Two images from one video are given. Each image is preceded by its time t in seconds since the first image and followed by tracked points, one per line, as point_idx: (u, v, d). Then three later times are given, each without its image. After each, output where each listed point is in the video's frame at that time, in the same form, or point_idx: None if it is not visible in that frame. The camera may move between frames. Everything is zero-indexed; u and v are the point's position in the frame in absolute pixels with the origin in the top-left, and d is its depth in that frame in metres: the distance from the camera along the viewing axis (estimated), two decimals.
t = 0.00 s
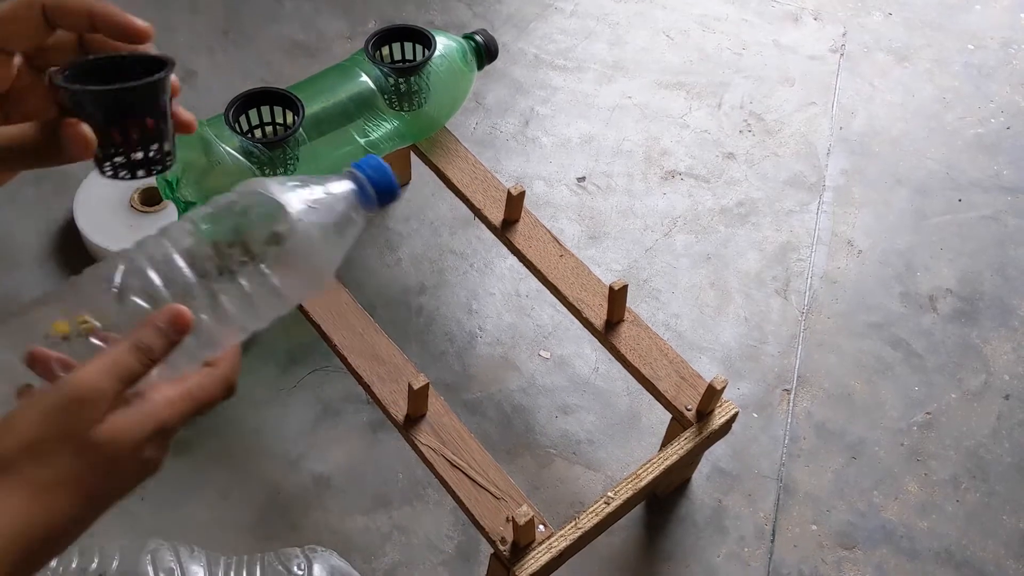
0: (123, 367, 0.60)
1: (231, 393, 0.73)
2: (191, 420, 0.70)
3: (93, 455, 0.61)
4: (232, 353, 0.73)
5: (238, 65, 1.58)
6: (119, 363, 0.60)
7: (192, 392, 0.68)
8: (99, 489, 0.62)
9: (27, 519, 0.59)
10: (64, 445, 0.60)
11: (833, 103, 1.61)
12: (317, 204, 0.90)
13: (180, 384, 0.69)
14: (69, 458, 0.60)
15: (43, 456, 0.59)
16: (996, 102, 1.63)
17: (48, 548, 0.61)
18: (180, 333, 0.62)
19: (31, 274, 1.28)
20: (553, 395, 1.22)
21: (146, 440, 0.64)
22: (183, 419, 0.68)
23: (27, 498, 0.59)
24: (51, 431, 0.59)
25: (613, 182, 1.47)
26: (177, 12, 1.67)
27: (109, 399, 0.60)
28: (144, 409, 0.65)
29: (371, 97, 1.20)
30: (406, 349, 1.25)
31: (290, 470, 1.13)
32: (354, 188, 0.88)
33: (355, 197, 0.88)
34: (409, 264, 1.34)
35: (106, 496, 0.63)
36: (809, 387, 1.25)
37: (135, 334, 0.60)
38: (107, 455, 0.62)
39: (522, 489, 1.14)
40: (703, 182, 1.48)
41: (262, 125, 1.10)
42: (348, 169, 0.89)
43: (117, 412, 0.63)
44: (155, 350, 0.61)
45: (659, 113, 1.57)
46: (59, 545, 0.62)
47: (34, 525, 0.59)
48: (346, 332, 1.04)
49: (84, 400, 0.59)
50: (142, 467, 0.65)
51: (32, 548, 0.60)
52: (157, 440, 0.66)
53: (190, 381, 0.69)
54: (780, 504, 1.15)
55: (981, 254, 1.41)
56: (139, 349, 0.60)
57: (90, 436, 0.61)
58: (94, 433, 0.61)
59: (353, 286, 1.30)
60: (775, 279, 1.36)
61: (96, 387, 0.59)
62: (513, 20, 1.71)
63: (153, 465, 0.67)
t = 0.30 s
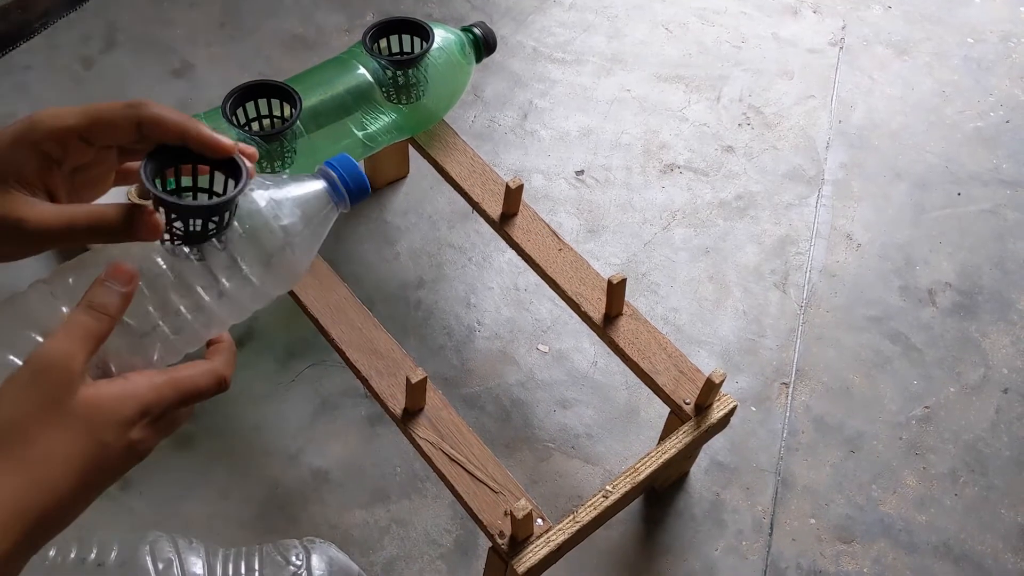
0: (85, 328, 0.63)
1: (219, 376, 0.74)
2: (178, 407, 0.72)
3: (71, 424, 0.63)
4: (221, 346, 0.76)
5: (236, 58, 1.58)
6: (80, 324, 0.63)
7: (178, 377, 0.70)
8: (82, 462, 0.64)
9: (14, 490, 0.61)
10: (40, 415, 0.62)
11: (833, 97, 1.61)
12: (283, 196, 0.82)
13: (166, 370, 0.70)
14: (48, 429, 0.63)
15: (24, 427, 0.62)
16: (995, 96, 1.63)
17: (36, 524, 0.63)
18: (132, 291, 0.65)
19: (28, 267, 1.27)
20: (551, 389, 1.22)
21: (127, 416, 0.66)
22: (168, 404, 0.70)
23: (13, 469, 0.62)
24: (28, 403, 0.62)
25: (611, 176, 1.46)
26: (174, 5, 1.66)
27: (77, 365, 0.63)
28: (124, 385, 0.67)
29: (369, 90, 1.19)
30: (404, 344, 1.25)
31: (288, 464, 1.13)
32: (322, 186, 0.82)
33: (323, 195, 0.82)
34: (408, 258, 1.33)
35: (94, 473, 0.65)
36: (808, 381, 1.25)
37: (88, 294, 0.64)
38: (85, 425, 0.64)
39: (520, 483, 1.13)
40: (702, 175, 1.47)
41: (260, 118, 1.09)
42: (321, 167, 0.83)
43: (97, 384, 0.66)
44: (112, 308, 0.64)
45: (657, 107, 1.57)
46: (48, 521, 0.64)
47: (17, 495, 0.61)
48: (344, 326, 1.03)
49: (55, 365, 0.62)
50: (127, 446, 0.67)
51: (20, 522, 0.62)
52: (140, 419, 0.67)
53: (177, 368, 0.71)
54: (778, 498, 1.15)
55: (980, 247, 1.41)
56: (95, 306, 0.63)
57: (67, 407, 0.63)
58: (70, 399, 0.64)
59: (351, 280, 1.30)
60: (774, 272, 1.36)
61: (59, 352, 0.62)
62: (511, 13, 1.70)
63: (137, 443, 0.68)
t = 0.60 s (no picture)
0: (126, 350, 0.65)
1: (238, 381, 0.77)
2: (205, 415, 0.75)
3: (111, 441, 0.66)
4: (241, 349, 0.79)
5: (237, 56, 1.58)
6: (121, 346, 0.64)
7: (204, 388, 0.74)
8: (119, 476, 0.67)
9: (56, 505, 0.65)
10: (81, 431, 0.65)
11: (833, 95, 1.61)
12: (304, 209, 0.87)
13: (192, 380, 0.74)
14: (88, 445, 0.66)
15: (67, 445, 0.65)
16: (996, 94, 1.63)
17: (76, 533, 0.67)
18: (170, 310, 0.66)
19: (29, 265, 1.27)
20: (552, 387, 1.22)
21: (161, 430, 0.69)
22: (196, 413, 0.73)
23: (54, 485, 0.65)
24: (70, 420, 0.65)
25: (612, 174, 1.46)
26: (174, 2, 1.66)
27: (117, 385, 0.65)
28: (158, 401, 0.70)
29: (369, 88, 1.19)
30: (404, 341, 1.25)
31: (289, 461, 1.13)
32: (339, 201, 0.87)
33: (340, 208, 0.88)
34: (408, 256, 1.33)
35: (128, 482, 0.69)
36: (808, 378, 1.25)
37: (128, 313, 0.65)
38: (124, 443, 0.67)
39: (520, 480, 1.14)
40: (703, 174, 1.47)
41: (261, 116, 1.09)
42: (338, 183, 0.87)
43: (133, 399, 0.69)
44: (151, 328, 0.65)
45: (658, 105, 1.57)
46: (87, 529, 0.68)
47: (60, 509, 0.65)
48: (344, 324, 1.03)
49: (93, 386, 0.64)
50: (160, 457, 0.71)
51: (61, 533, 0.65)
52: (173, 432, 0.71)
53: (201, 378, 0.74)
54: (779, 496, 1.15)
55: (981, 245, 1.41)
56: (134, 327, 0.65)
57: (108, 425, 0.66)
58: (109, 416, 0.66)
59: (351, 278, 1.30)
60: (774, 270, 1.36)
61: (100, 373, 0.64)
62: (511, 10, 1.70)
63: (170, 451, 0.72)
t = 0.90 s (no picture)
0: (128, 346, 0.65)
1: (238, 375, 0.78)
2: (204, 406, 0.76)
3: (115, 437, 0.67)
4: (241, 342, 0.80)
5: (237, 53, 1.58)
6: (124, 342, 0.65)
7: (204, 378, 0.74)
8: (122, 470, 0.68)
9: (62, 502, 0.65)
10: (84, 428, 0.65)
11: (835, 93, 1.60)
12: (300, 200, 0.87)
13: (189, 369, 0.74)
14: (92, 442, 0.66)
15: (70, 441, 0.65)
16: (998, 92, 1.63)
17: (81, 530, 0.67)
18: (172, 305, 0.67)
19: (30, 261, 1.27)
20: (552, 385, 1.22)
21: (162, 423, 0.70)
22: (196, 404, 0.74)
23: (59, 483, 0.65)
24: (73, 417, 0.65)
25: (613, 171, 1.46)
26: None
27: (120, 380, 0.66)
28: (158, 394, 0.70)
29: (370, 85, 1.19)
30: (405, 339, 1.25)
31: (290, 457, 1.13)
32: (335, 190, 0.88)
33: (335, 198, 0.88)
34: (409, 253, 1.33)
35: (131, 475, 0.69)
36: (809, 377, 1.25)
37: (129, 310, 0.65)
38: (127, 437, 0.68)
39: (521, 477, 1.14)
40: (704, 171, 1.47)
41: (261, 112, 1.09)
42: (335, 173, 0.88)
43: (134, 393, 0.69)
44: (154, 324, 0.66)
45: (659, 102, 1.57)
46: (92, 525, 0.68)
47: (65, 507, 0.65)
48: (344, 320, 1.03)
49: (95, 384, 0.65)
50: (160, 449, 0.71)
51: (68, 531, 0.66)
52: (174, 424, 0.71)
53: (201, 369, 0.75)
54: (779, 494, 1.15)
55: (982, 244, 1.41)
56: (137, 324, 0.65)
57: (111, 421, 0.67)
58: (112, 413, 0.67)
59: (351, 274, 1.30)
60: (775, 268, 1.35)
61: (102, 369, 0.64)
62: (513, 7, 1.70)
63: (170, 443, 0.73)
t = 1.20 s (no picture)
0: (139, 355, 0.66)
1: (237, 378, 0.79)
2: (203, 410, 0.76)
3: (119, 438, 0.67)
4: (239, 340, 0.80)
5: (239, 51, 1.58)
6: (135, 351, 0.66)
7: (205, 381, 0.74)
8: (124, 472, 0.68)
9: (67, 503, 0.65)
10: (90, 431, 0.66)
11: (836, 92, 1.60)
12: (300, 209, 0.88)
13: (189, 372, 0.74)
14: (96, 443, 0.66)
15: (75, 442, 0.65)
16: (999, 92, 1.62)
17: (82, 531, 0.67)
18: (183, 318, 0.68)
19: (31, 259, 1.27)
20: (553, 384, 1.22)
21: (163, 425, 0.70)
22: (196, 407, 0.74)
23: (63, 483, 0.65)
24: (79, 419, 0.65)
25: (614, 170, 1.46)
26: None
27: (128, 386, 0.67)
28: (161, 397, 0.71)
29: (371, 83, 1.19)
30: (405, 337, 1.25)
31: (291, 456, 1.14)
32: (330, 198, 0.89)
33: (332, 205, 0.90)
34: (409, 252, 1.33)
35: (131, 477, 0.69)
36: (810, 376, 1.25)
37: (143, 319, 0.66)
38: (131, 439, 0.68)
39: (521, 476, 1.14)
40: (705, 170, 1.47)
41: (262, 111, 1.09)
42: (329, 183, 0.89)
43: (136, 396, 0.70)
44: (165, 335, 0.67)
45: (660, 101, 1.57)
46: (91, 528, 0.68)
47: (69, 508, 0.65)
48: (346, 319, 1.03)
49: (103, 387, 0.66)
50: (160, 449, 0.72)
51: (70, 532, 0.65)
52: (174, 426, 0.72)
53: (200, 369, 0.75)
54: (780, 493, 1.15)
55: (983, 243, 1.41)
56: (148, 332, 0.66)
57: (117, 424, 0.67)
58: (117, 415, 0.67)
59: (352, 273, 1.30)
60: (776, 268, 1.35)
61: (111, 374, 0.65)
62: (514, 6, 1.70)
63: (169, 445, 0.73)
